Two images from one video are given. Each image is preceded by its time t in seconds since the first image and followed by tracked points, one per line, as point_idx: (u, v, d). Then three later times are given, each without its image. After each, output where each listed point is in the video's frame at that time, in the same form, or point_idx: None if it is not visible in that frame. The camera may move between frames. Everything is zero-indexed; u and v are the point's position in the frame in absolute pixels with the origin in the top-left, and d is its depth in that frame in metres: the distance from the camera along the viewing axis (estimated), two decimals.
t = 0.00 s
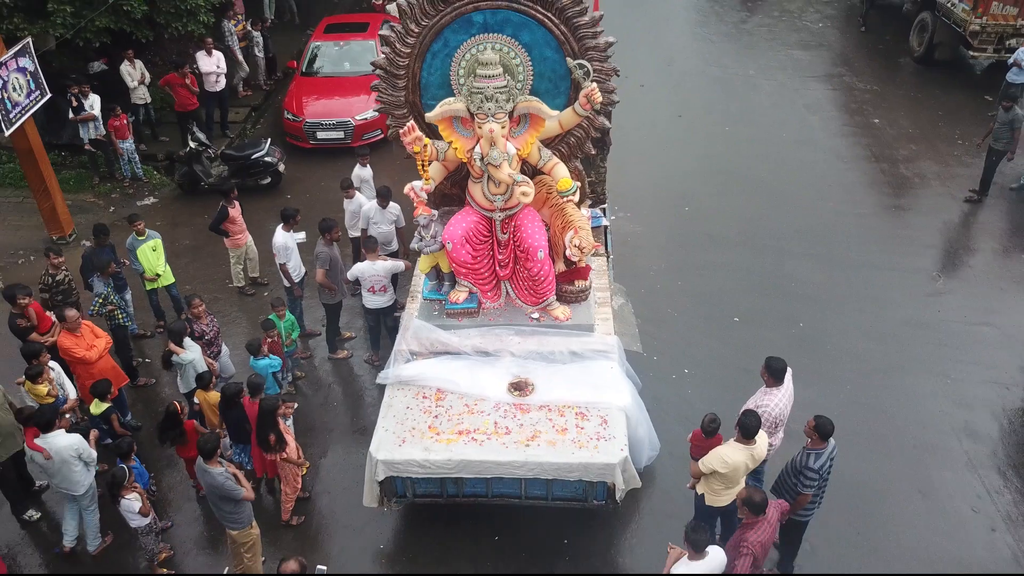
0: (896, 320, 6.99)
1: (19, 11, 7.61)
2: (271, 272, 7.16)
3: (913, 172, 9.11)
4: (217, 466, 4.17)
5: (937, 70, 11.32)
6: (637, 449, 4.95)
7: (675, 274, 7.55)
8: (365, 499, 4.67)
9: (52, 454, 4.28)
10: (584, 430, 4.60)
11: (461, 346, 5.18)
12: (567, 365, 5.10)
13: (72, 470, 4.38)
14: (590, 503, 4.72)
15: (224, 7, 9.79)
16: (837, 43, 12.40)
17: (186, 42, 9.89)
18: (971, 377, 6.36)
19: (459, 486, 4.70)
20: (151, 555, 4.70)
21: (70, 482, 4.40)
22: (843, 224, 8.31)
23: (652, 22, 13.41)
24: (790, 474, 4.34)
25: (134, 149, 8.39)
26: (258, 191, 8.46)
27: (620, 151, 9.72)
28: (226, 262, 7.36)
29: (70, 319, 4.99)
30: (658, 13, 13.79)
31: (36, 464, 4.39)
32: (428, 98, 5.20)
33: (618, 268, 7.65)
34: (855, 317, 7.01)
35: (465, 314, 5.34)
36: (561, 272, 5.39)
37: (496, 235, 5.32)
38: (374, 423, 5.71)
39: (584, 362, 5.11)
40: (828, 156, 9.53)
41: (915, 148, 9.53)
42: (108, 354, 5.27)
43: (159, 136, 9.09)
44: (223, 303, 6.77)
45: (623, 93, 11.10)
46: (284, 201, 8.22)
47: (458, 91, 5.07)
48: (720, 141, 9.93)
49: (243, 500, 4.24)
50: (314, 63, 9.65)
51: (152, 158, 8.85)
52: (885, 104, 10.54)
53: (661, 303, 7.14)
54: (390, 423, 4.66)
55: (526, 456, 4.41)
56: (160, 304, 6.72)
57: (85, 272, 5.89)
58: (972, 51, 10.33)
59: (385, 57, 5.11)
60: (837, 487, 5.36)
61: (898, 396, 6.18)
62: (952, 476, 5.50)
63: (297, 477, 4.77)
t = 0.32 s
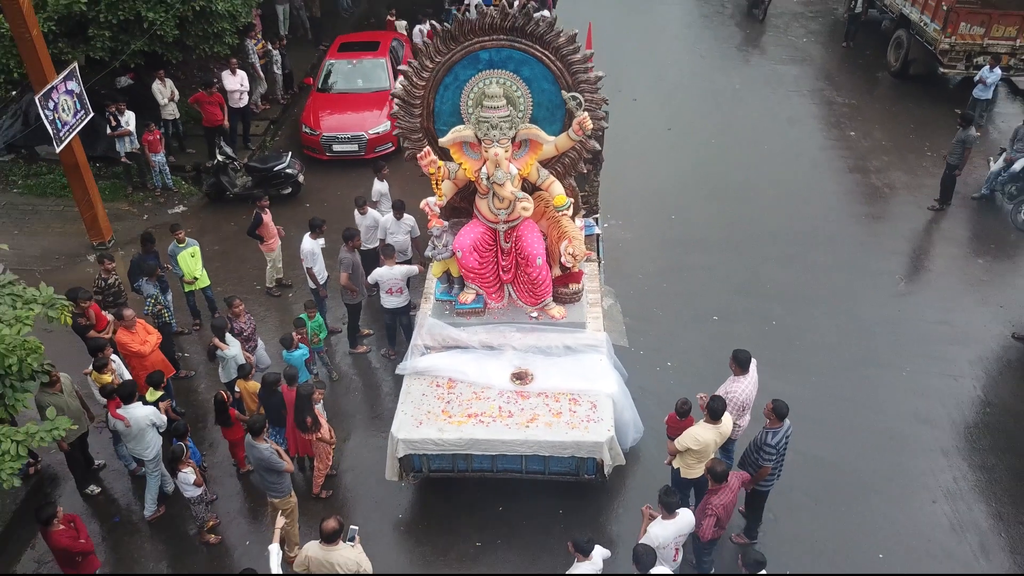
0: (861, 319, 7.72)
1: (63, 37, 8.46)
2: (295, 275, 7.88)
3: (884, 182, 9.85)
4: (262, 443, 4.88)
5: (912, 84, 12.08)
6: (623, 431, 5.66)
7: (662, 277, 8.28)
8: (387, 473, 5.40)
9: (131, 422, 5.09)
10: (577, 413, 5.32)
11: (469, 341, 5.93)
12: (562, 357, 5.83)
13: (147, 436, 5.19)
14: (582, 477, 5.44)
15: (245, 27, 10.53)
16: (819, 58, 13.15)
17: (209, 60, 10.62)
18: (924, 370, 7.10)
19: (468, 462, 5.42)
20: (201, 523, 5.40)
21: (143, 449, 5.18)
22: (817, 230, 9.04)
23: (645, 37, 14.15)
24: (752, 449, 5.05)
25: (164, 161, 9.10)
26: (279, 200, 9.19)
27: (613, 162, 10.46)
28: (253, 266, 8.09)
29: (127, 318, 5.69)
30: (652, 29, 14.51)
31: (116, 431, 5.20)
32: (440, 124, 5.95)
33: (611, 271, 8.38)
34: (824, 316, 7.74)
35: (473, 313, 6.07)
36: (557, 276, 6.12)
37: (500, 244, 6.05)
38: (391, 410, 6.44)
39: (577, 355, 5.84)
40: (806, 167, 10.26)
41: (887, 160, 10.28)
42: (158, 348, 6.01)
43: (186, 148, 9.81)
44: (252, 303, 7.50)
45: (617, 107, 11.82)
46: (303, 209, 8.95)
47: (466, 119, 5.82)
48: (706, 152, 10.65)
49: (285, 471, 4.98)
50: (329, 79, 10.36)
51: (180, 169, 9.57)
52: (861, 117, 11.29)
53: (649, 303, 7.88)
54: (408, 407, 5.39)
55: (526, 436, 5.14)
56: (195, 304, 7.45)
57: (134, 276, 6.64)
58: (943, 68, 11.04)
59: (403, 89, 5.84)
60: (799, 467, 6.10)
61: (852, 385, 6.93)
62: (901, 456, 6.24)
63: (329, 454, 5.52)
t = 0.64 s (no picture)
0: (838, 317, 8.26)
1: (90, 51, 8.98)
2: (309, 277, 8.42)
3: (864, 188, 10.39)
4: (287, 428, 5.41)
5: (895, 93, 12.65)
6: (614, 420, 6.20)
7: (653, 278, 8.82)
8: (399, 457, 5.94)
9: (173, 403, 5.70)
10: (571, 402, 5.86)
11: (473, 337, 6.47)
12: (559, 352, 6.37)
13: (187, 415, 5.81)
14: (576, 461, 6.07)
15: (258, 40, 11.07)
16: (807, 68, 13.70)
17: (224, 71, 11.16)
18: (895, 365, 7.65)
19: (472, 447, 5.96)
20: (230, 502, 5.94)
21: (184, 423, 5.84)
22: (800, 234, 9.58)
23: (640, 46, 14.71)
24: (730, 435, 5.58)
25: (183, 169, 9.64)
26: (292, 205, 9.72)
27: (608, 169, 11.00)
28: (270, 268, 8.62)
29: (161, 316, 6.23)
30: (647, 39, 15.04)
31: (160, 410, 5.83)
32: (447, 138, 6.50)
33: (605, 273, 8.92)
34: (804, 315, 8.29)
35: (476, 312, 6.59)
36: (553, 278, 6.64)
37: (502, 248, 6.56)
38: (401, 402, 6.97)
39: (572, 350, 6.38)
40: (791, 173, 10.80)
41: (868, 167, 10.82)
42: (187, 344, 6.54)
43: (203, 155, 10.35)
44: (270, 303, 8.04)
45: (613, 115, 12.35)
46: (315, 214, 9.49)
47: (471, 134, 6.37)
48: (697, 159, 11.20)
49: (307, 454, 5.51)
50: (338, 89, 10.88)
51: (198, 175, 10.11)
52: (845, 125, 11.85)
53: (640, 303, 8.42)
54: (418, 396, 5.93)
55: (525, 423, 5.68)
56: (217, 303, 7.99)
57: (162, 277, 7.13)
58: (923, 78, 11.62)
59: (413, 106, 6.39)
60: (776, 456, 6.63)
61: (834, 381, 7.46)
62: (870, 444, 6.79)
63: (346, 439, 6.08)
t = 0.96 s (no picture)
0: (821, 317, 8.71)
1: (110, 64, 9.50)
2: (319, 279, 8.87)
3: (850, 194, 10.84)
4: (305, 420, 5.87)
5: (883, 100, 13.11)
6: (607, 413, 6.64)
7: (646, 280, 9.27)
8: (407, 448, 6.39)
9: (204, 391, 6.20)
10: (568, 396, 6.31)
11: (476, 336, 6.92)
12: (556, 350, 6.83)
13: (217, 404, 6.30)
14: (572, 452, 6.42)
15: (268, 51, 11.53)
16: (798, 75, 14.17)
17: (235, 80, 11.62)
18: (874, 362, 8.10)
19: (475, 438, 6.41)
20: (250, 489, 6.40)
21: (213, 412, 6.32)
22: (787, 237, 10.03)
23: (637, 54, 15.17)
24: (715, 426, 6.03)
25: (198, 175, 10.09)
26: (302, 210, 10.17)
27: (604, 175, 11.46)
28: (282, 270, 9.08)
29: (185, 316, 6.69)
30: (643, 47, 15.50)
31: (191, 398, 6.32)
32: (452, 150, 6.96)
33: (601, 275, 9.36)
34: (790, 315, 8.74)
35: (479, 313, 7.05)
36: (551, 281, 7.10)
37: (503, 253, 7.01)
38: (408, 397, 7.42)
39: (569, 348, 6.83)
40: (780, 179, 11.25)
41: (854, 173, 11.28)
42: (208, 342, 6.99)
43: (216, 162, 10.80)
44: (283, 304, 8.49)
45: (609, 122, 12.82)
46: (324, 219, 9.93)
47: (474, 147, 6.84)
48: (689, 165, 11.66)
49: (323, 444, 5.95)
50: (345, 99, 11.32)
51: (211, 181, 10.55)
52: (833, 132, 12.32)
53: (634, 303, 8.88)
54: (425, 391, 6.38)
55: (525, 415, 6.13)
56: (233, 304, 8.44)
57: (183, 280, 7.55)
58: (908, 87, 12.08)
59: (420, 121, 6.86)
60: (759, 448, 7.10)
61: (815, 377, 7.91)
62: (847, 436, 7.25)
63: (359, 431, 6.54)
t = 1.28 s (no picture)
0: (806, 317, 9.17)
1: (127, 75, 9.90)
2: (329, 281, 9.31)
3: (836, 199, 11.29)
4: (320, 413, 6.31)
5: (870, 107, 13.57)
6: (602, 407, 7.09)
7: (640, 282, 9.72)
8: (414, 439, 6.84)
9: (234, 380, 6.66)
10: (564, 391, 6.76)
11: (479, 335, 7.38)
12: (554, 348, 7.28)
13: (244, 393, 6.78)
14: (568, 443, 6.85)
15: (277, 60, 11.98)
16: (789, 83, 14.62)
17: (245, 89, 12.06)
18: (855, 360, 8.56)
19: (478, 430, 6.85)
20: (267, 478, 6.85)
21: (240, 400, 6.79)
22: (775, 241, 10.48)
23: (633, 62, 15.62)
24: (701, 419, 6.49)
25: (211, 181, 10.53)
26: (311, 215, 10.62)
27: (600, 180, 11.91)
28: (293, 272, 9.52)
29: (206, 315, 7.13)
30: (640, 55, 15.94)
31: (222, 387, 6.79)
32: (455, 161, 7.42)
33: (596, 277, 9.81)
34: (776, 315, 9.19)
35: (481, 313, 7.50)
36: (549, 283, 7.54)
37: (503, 257, 7.44)
38: (413, 393, 7.87)
39: (566, 346, 7.28)
40: (770, 184, 11.71)
41: (840, 179, 11.74)
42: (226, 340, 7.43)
43: (228, 168, 11.25)
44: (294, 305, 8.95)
45: (606, 129, 13.27)
46: (332, 223, 10.39)
47: (477, 158, 7.30)
48: (682, 171, 12.12)
49: (336, 435, 6.39)
50: (351, 107, 11.75)
51: (223, 186, 10.99)
52: (821, 139, 12.77)
53: (628, 304, 9.32)
54: (431, 386, 6.83)
55: (524, 409, 6.58)
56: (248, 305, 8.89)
57: (201, 282, 7.98)
58: (894, 95, 12.53)
59: (425, 133, 7.31)
60: (745, 440, 7.56)
61: (799, 374, 8.37)
62: (827, 429, 7.71)
63: (368, 423, 7.05)
